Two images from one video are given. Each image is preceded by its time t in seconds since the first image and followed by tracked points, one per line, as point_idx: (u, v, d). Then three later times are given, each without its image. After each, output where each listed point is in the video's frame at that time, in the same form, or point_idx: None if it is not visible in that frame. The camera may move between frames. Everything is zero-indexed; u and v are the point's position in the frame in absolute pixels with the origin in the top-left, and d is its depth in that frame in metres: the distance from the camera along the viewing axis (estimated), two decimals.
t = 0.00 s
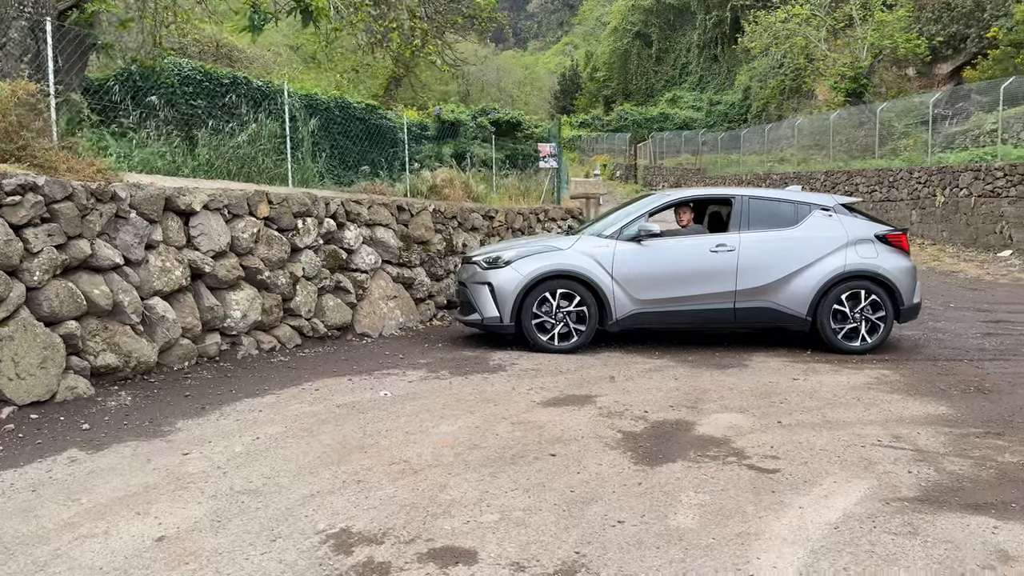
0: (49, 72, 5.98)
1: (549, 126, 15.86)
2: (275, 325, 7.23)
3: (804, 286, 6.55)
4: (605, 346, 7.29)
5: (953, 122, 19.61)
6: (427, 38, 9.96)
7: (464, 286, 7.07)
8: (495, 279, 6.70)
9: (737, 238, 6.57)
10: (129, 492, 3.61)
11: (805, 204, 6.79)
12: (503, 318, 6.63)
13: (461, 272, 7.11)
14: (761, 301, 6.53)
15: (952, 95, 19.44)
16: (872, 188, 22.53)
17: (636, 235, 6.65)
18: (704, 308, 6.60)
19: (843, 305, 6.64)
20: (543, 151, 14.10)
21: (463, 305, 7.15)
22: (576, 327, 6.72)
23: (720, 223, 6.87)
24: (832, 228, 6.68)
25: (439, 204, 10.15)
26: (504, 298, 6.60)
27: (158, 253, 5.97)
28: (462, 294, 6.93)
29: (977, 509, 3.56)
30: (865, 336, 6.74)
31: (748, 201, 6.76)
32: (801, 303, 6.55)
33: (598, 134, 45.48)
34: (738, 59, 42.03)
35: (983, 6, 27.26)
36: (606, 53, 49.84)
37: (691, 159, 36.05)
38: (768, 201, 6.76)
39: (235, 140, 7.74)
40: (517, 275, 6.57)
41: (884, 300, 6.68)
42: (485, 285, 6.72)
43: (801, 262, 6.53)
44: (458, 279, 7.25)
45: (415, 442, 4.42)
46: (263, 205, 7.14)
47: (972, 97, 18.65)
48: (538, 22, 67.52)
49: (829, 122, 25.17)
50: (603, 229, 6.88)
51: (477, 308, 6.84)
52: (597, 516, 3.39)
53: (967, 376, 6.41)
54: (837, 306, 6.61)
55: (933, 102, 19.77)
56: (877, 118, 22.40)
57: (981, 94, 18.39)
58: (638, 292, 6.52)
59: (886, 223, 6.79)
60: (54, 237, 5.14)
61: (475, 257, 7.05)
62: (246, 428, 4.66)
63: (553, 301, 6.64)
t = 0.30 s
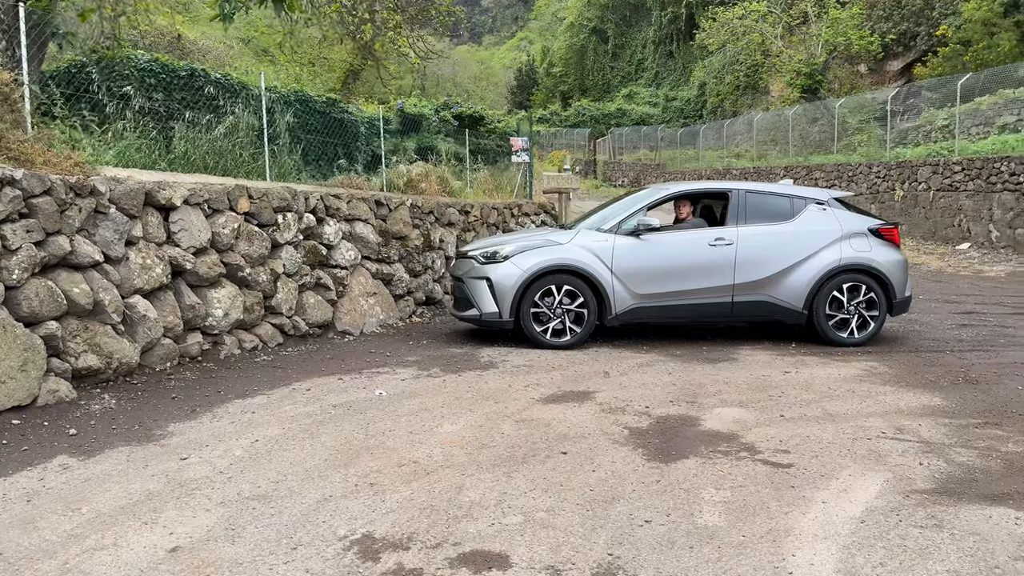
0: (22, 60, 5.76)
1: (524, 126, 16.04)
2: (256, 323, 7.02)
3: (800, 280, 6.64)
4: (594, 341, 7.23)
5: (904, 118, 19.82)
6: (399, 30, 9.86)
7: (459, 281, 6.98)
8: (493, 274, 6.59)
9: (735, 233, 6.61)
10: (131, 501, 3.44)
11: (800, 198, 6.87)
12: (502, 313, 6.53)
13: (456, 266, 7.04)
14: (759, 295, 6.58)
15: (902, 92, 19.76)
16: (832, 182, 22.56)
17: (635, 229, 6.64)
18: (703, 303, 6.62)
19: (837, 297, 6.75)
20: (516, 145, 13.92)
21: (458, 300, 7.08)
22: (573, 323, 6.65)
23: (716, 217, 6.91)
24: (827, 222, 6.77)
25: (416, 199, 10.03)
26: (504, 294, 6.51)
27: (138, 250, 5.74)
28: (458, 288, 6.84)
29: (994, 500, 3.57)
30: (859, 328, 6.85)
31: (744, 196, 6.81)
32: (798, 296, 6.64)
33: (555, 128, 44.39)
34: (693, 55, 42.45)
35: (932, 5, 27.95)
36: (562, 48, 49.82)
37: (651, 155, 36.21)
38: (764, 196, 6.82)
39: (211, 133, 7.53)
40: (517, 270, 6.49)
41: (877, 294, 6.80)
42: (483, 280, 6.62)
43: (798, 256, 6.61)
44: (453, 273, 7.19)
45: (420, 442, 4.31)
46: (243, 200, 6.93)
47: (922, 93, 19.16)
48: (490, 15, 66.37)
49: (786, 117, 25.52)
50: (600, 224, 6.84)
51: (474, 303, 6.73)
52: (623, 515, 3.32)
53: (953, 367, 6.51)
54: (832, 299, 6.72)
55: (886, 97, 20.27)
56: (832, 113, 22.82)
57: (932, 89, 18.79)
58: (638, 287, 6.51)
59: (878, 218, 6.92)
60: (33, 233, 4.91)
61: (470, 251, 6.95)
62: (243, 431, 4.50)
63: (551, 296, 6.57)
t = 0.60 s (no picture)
0: None
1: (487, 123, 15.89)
2: (231, 325, 6.82)
3: (785, 276, 6.75)
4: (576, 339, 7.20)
5: (853, 115, 20.60)
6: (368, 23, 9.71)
7: (447, 280, 6.95)
8: (482, 273, 6.58)
9: (722, 230, 6.70)
10: (127, 515, 3.30)
11: (784, 195, 6.98)
12: (492, 312, 6.52)
13: (443, 265, 7.01)
14: (746, 292, 6.68)
15: (851, 90, 20.61)
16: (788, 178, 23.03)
17: (624, 226, 6.69)
18: (691, 299, 6.69)
19: (820, 293, 6.86)
20: (483, 141, 13.81)
21: (446, 299, 7.04)
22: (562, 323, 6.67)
23: (702, 214, 6.98)
24: (810, 219, 6.89)
25: (388, 197, 9.92)
26: (493, 293, 6.52)
27: (112, 250, 5.52)
28: (447, 287, 6.81)
29: (995, 493, 3.63)
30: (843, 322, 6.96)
31: (730, 193, 6.90)
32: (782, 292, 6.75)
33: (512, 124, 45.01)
34: (647, 52, 42.80)
35: (880, 4, 28.62)
36: (517, 43, 49.76)
37: (608, 151, 36.37)
38: (750, 193, 6.91)
39: (182, 128, 7.31)
40: (507, 268, 6.49)
41: (859, 288, 6.93)
42: (473, 279, 6.60)
43: (784, 252, 6.72)
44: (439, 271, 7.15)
45: (418, 447, 4.23)
46: (217, 198, 6.72)
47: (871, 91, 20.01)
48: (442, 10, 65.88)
49: (743, 114, 25.89)
50: (588, 222, 6.87)
51: (463, 302, 6.71)
52: (637, 518, 3.29)
53: (930, 361, 6.64)
54: (815, 294, 6.83)
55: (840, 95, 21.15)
56: (790, 111, 23.55)
57: (880, 87, 19.63)
58: (628, 284, 6.57)
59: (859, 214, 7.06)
60: (3, 234, 4.69)
61: (458, 250, 6.92)
62: (232, 438, 4.36)
63: (540, 296, 6.58)
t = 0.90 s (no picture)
0: None
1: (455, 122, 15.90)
2: (210, 322, 6.65)
3: (771, 270, 6.88)
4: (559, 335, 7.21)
5: (807, 112, 20.96)
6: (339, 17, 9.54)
7: (436, 275, 6.92)
8: (475, 268, 6.54)
9: (711, 223, 6.79)
10: (133, 518, 3.19)
11: (769, 189, 7.12)
12: (485, 307, 6.50)
13: (432, 259, 6.98)
14: (733, 285, 6.80)
15: (805, 87, 20.86)
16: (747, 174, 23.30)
17: (615, 220, 6.73)
18: (680, 293, 6.78)
19: (804, 285, 7.01)
20: (455, 136, 13.93)
21: (435, 294, 7.02)
22: (553, 317, 6.70)
23: (691, 207, 7.05)
24: (795, 213, 7.03)
25: (363, 192, 9.83)
26: (486, 289, 6.50)
27: (91, 246, 5.35)
28: (437, 282, 6.77)
29: (995, 480, 3.71)
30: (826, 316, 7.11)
31: (718, 187, 6.99)
32: (768, 285, 6.88)
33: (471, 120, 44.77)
34: (604, 49, 43.01)
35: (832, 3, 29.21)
36: (474, 39, 49.64)
37: (568, 147, 36.44)
38: (736, 187, 7.03)
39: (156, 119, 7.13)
40: (500, 263, 6.46)
41: (841, 281, 7.10)
42: (465, 274, 6.56)
43: (770, 246, 6.84)
44: (427, 266, 7.13)
45: (420, 443, 4.17)
46: (194, 192, 6.56)
47: (824, 89, 20.36)
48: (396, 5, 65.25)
49: (702, 110, 26.13)
50: (578, 217, 6.90)
51: (454, 297, 6.67)
52: (653, 511, 3.30)
53: (907, 352, 6.78)
54: (799, 287, 6.97)
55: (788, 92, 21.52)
56: (744, 107, 23.75)
57: (833, 85, 20.03)
58: (620, 278, 6.62)
59: (840, 208, 7.23)
60: None
61: (448, 245, 6.88)
62: (228, 438, 4.25)
63: (532, 290, 6.60)
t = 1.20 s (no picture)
0: None
1: (431, 124, 16.14)
2: (189, 325, 6.48)
3: (759, 267, 7.01)
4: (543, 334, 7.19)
5: (763, 111, 21.46)
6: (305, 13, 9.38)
7: (429, 274, 6.91)
8: (471, 268, 6.56)
9: (702, 222, 6.89)
10: (140, 530, 3.11)
11: (756, 186, 7.24)
12: (480, 307, 6.52)
13: (423, 259, 6.98)
14: (724, 283, 6.91)
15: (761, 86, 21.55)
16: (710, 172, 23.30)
17: (608, 219, 6.80)
18: (672, 291, 6.87)
19: (791, 282, 7.15)
20: (427, 133, 14.24)
21: (428, 293, 7.02)
22: (547, 317, 6.74)
23: (681, 206, 7.15)
24: (781, 211, 7.16)
25: (337, 190, 9.71)
26: (481, 288, 6.51)
27: (70, 248, 5.18)
28: (431, 283, 6.77)
29: (992, 473, 3.79)
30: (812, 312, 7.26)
31: (707, 186, 7.10)
32: (756, 282, 7.01)
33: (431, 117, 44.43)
34: (563, 46, 43.12)
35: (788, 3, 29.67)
36: (432, 34, 49.32)
37: (530, 144, 36.42)
38: (725, 186, 7.13)
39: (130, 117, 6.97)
40: (495, 263, 6.49)
41: (827, 277, 7.25)
42: (460, 273, 6.57)
43: (759, 244, 6.98)
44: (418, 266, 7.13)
45: (421, 447, 4.13)
46: (172, 191, 6.40)
47: (779, 87, 20.97)
48: None
49: (663, 107, 26.31)
50: (570, 215, 6.95)
51: (449, 297, 6.67)
52: (668, 512, 3.30)
53: (886, 348, 6.91)
54: (787, 283, 7.11)
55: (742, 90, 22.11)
56: (706, 105, 23.98)
57: (788, 83, 20.55)
58: (613, 277, 6.69)
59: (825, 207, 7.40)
60: None
61: (441, 245, 6.87)
62: (224, 445, 4.16)
63: (527, 289, 6.63)
